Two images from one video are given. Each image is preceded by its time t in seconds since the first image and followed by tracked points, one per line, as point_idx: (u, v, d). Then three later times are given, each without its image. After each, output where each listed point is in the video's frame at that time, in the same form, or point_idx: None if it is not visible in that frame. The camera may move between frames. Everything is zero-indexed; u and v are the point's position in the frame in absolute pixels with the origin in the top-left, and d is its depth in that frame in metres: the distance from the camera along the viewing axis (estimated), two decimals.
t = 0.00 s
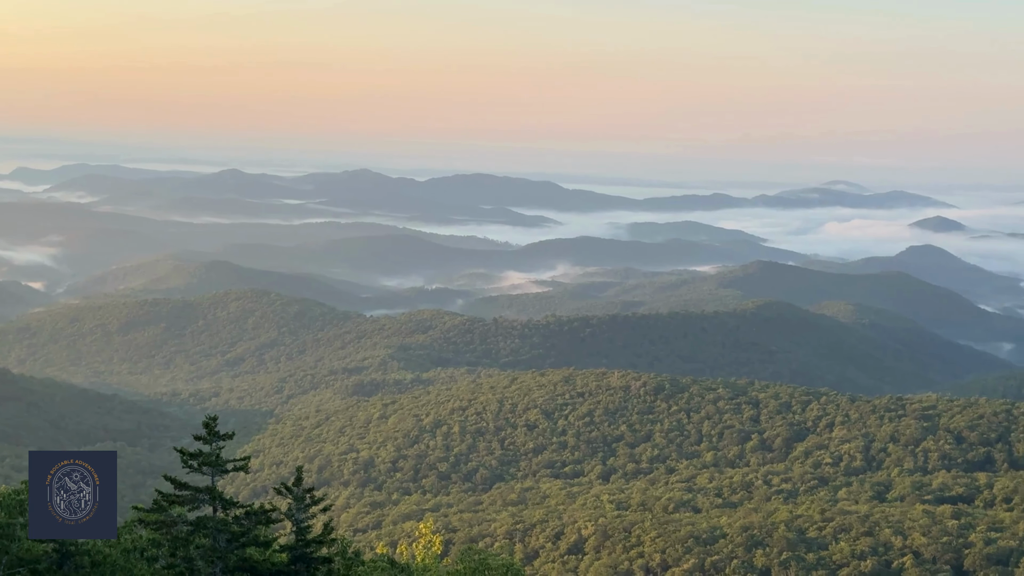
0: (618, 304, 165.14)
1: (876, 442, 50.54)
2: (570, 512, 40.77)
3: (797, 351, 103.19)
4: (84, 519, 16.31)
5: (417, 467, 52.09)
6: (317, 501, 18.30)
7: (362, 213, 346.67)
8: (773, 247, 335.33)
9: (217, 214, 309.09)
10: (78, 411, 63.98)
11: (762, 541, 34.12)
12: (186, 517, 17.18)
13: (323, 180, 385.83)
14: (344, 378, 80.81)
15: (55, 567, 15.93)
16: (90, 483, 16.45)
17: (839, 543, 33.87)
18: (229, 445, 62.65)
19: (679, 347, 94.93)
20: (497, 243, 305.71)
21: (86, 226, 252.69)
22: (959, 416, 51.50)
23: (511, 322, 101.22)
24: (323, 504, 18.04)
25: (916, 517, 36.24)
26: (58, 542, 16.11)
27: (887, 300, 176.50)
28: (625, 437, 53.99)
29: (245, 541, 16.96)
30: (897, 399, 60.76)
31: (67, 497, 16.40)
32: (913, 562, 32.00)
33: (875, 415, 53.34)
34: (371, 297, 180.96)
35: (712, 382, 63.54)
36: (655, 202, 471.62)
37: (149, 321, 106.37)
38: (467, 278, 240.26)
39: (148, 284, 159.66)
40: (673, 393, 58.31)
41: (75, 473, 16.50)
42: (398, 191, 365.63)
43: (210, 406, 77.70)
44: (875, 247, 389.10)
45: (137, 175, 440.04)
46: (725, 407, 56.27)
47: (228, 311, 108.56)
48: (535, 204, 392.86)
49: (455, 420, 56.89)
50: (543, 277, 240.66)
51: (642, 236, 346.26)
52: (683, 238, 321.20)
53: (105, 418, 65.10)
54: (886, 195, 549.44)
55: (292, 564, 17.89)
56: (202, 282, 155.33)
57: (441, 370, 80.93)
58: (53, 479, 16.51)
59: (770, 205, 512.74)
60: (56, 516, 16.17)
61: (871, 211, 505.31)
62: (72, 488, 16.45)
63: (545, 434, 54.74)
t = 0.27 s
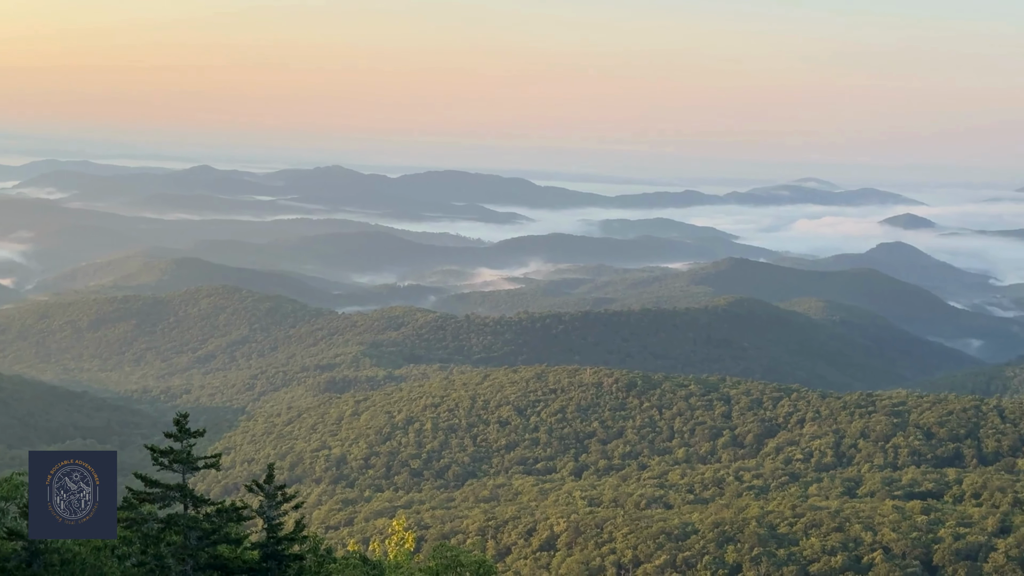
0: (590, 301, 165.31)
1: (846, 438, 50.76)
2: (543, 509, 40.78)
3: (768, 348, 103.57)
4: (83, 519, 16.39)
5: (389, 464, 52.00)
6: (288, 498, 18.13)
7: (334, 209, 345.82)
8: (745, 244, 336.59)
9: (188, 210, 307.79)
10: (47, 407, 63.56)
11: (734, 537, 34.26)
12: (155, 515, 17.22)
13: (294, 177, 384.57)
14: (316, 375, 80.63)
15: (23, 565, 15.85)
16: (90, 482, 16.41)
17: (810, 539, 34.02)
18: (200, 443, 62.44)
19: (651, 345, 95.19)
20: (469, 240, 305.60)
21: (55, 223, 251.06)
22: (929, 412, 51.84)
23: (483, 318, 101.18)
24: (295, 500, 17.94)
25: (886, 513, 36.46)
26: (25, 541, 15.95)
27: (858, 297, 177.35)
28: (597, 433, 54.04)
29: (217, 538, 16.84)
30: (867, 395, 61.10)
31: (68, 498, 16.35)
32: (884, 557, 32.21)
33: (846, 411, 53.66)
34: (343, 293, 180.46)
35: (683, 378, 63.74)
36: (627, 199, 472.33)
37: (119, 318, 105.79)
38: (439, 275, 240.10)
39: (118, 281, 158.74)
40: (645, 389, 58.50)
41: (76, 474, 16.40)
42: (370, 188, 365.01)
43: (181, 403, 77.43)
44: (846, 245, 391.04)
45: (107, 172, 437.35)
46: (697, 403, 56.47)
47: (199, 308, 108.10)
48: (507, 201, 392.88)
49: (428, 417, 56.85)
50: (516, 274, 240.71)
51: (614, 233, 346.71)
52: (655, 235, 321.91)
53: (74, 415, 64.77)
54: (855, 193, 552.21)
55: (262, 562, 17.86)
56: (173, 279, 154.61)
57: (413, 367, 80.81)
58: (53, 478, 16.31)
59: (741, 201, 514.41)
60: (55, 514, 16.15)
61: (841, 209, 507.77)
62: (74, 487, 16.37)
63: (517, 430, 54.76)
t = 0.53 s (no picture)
0: (562, 297, 165.52)
1: (816, 434, 51.02)
2: (515, 505, 40.80)
3: (739, 344, 103.88)
4: (83, 519, 16.79)
5: (360, 460, 51.93)
6: (259, 496, 18.09)
7: (306, 206, 344.92)
8: (717, 240, 337.65)
9: (158, 207, 306.31)
10: (16, 405, 63.18)
11: (705, 533, 34.37)
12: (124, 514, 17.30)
13: (266, 173, 383.31)
14: (288, 372, 80.41)
15: None
16: (90, 482, 16.86)
17: (781, 534, 34.18)
18: (171, 440, 62.23)
19: (623, 341, 95.41)
20: (441, 236, 305.38)
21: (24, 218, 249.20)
22: (899, 408, 52.19)
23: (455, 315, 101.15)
24: (266, 498, 17.92)
25: (855, 508, 36.68)
26: None
27: (829, 293, 178.12)
28: (569, 430, 54.16)
29: (187, 535, 16.77)
30: (837, 391, 61.47)
31: (68, 496, 16.87)
32: (854, 552, 32.41)
33: (817, 407, 53.96)
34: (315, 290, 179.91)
35: (654, 374, 63.99)
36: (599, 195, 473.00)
37: (89, 314, 105.21)
38: (411, 271, 239.87)
39: (88, 277, 157.83)
40: (616, 385, 58.69)
41: (77, 472, 16.89)
42: (342, 184, 364.53)
43: (151, 400, 77.14)
44: (817, 241, 392.81)
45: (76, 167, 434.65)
46: (668, 399, 56.69)
47: (170, 305, 107.64)
48: (478, 198, 392.76)
49: (400, 413, 56.80)
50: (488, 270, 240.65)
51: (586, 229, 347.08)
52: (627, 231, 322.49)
53: (44, 412, 64.42)
54: (826, 189, 554.77)
55: (233, 559, 17.78)
56: (144, 275, 153.84)
57: (385, 364, 80.72)
58: (53, 478, 16.89)
59: (713, 197, 516.00)
60: (56, 515, 16.76)
61: (812, 205, 509.97)
62: (74, 486, 16.85)
63: (489, 426, 54.76)
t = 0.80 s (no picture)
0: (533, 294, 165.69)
1: (786, 430, 51.23)
2: (486, 502, 40.79)
3: (710, 342, 104.13)
4: (83, 519, 16.15)
5: (332, 457, 51.85)
6: (231, 494, 18.05)
7: (277, 203, 344.18)
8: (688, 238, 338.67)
9: (128, 203, 305.00)
10: None
11: (677, 529, 34.43)
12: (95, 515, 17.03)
13: (236, 170, 382.11)
14: (258, 369, 80.15)
15: None
16: (91, 482, 16.37)
17: (753, 530, 34.30)
18: (141, 438, 61.95)
19: (594, 337, 95.58)
20: (412, 233, 305.07)
21: None
22: (869, 404, 52.53)
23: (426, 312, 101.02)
24: (240, 496, 17.80)
25: (826, 504, 36.85)
26: None
27: (799, 291, 178.86)
28: (541, 426, 54.17)
29: (157, 533, 16.79)
30: (807, 388, 61.82)
31: (68, 499, 16.33)
32: (824, 548, 32.56)
33: (787, 404, 54.19)
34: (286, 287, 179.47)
35: (626, 371, 64.14)
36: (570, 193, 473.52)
37: (58, 311, 104.62)
38: (383, 268, 239.80)
39: (57, 274, 156.91)
40: (588, 382, 58.78)
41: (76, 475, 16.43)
42: (314, 181, 364.03)
43: (121, 397, 76.80)
44: (787, 238, 394.36)
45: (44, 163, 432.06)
46: (640, 396, 56.84)
47: (140, 302, 107.11)
48: (450, 195, 392.57)
49: (371, 411, 56.66)
50: (459, 267, 240.57)
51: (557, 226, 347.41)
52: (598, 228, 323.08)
53: (12, 411, 64.00)
54: (796, 186, 557.15)
55: (204, 557, 17.72)
56: (113, 272, 153.11)
57: (356, 361, 80.53)
58: (53, 478, 16.43)
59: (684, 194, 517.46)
60: (56, 514, 16.15)
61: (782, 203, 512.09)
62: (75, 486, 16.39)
63: (461, 424, 54.70)
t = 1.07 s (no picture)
0: (505, 292, 165.62)
1: (757, 427, 51.41)
2: (458, 500, 40.79)
3: (681, 339, 104.37)
4: (83, 519, 16.14)
5: (304, 455, 51.72)
6: (202, 493, 17.96)
7: (248, 200, 342.83)
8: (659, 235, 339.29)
9: (98, 200, 303.28)
10: None
11: (648, 526, 34.52)
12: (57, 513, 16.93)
13: (207, 167, 380.52)
14: (229, 367, 79.81)
15: None
16: (90, 482, 16.36)
17: (723, 526, 34.44)
18: (110, 436, 61.63)
19: (565, 335, 95.73)
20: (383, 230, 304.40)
21: None
22: (839, 401, 52.79)
23: (398, 309, 100.82)
24: (212, 495, 17.71)
25: (797, 500, 36.99)
26: None
27: (770, 288, 179.39)
28: (513, 424, 54.17)
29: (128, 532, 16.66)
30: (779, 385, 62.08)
31: (67, 499, 16.27)
32: (794, 544, 32.71)
33: (759, 401, 54.41)
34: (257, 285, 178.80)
35: (598, 369, 64.20)
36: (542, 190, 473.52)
37: (27, 309, 103.95)
38: (355, 266, 239.51)
39: (25, 272, 155.84)
40: (560, 380, 58.86)
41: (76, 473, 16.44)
42: (285, 178, 362.89)
43: (91, 396, 76.38)
44: (758, 236, 395.67)
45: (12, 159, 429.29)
46: (612, 393, 56.95)
47: (109, 299, 106.51)
48: (422, 193, 391.96)
49: (342, 409, 56.57)
50: (431, 265, 240.15)
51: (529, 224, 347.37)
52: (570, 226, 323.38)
53: None
54: (767, 184, 558.79)
55: (174, 556, 17.63)
56: (82, 270, 152.19)
57: (327, 359, 80.27)
58: (53, 478, 16.41)
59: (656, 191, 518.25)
60: (56, 515, 15.96)
61: (753, 200, 513.47)
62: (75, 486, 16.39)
63: (433, 421, 54.65)
